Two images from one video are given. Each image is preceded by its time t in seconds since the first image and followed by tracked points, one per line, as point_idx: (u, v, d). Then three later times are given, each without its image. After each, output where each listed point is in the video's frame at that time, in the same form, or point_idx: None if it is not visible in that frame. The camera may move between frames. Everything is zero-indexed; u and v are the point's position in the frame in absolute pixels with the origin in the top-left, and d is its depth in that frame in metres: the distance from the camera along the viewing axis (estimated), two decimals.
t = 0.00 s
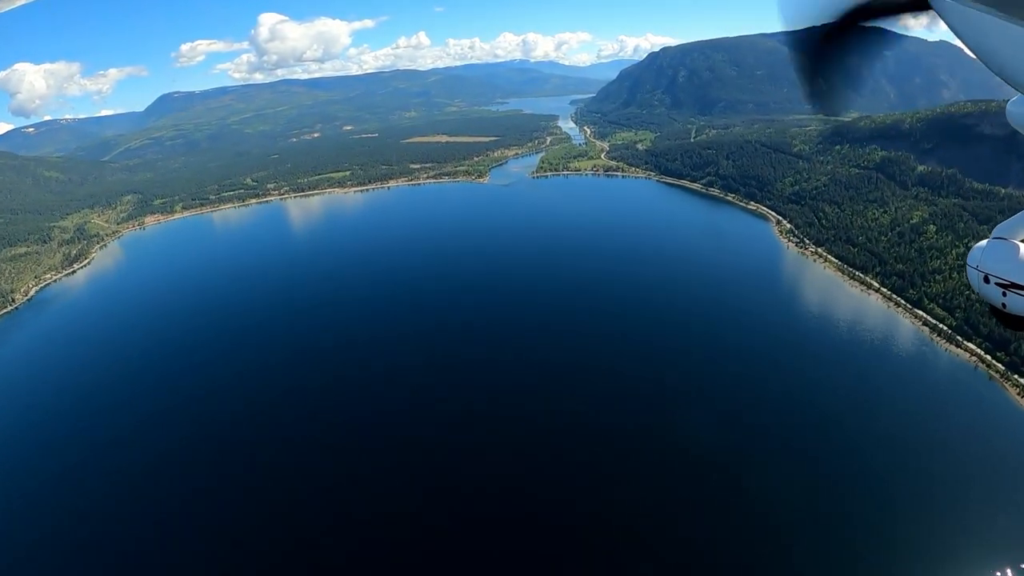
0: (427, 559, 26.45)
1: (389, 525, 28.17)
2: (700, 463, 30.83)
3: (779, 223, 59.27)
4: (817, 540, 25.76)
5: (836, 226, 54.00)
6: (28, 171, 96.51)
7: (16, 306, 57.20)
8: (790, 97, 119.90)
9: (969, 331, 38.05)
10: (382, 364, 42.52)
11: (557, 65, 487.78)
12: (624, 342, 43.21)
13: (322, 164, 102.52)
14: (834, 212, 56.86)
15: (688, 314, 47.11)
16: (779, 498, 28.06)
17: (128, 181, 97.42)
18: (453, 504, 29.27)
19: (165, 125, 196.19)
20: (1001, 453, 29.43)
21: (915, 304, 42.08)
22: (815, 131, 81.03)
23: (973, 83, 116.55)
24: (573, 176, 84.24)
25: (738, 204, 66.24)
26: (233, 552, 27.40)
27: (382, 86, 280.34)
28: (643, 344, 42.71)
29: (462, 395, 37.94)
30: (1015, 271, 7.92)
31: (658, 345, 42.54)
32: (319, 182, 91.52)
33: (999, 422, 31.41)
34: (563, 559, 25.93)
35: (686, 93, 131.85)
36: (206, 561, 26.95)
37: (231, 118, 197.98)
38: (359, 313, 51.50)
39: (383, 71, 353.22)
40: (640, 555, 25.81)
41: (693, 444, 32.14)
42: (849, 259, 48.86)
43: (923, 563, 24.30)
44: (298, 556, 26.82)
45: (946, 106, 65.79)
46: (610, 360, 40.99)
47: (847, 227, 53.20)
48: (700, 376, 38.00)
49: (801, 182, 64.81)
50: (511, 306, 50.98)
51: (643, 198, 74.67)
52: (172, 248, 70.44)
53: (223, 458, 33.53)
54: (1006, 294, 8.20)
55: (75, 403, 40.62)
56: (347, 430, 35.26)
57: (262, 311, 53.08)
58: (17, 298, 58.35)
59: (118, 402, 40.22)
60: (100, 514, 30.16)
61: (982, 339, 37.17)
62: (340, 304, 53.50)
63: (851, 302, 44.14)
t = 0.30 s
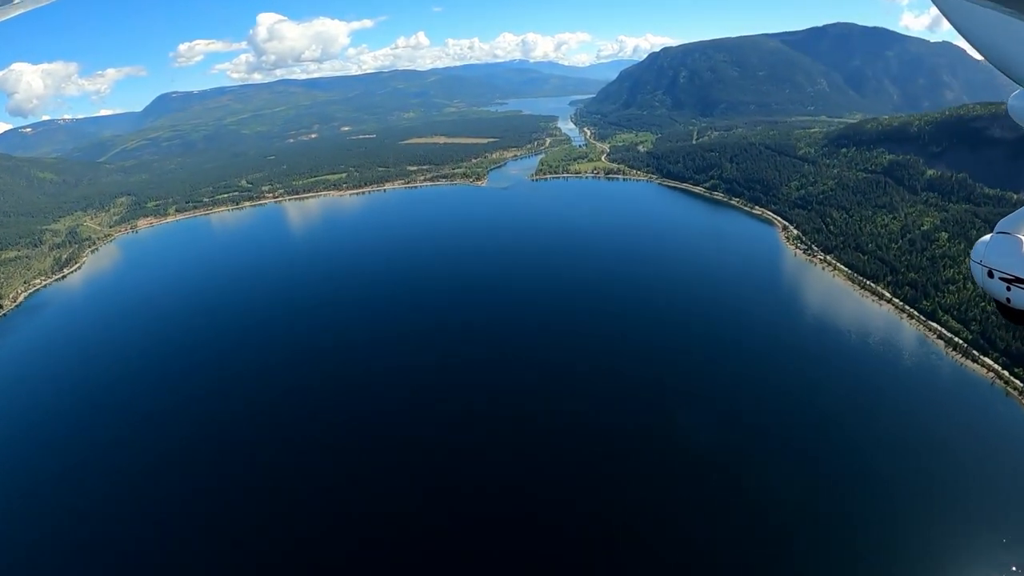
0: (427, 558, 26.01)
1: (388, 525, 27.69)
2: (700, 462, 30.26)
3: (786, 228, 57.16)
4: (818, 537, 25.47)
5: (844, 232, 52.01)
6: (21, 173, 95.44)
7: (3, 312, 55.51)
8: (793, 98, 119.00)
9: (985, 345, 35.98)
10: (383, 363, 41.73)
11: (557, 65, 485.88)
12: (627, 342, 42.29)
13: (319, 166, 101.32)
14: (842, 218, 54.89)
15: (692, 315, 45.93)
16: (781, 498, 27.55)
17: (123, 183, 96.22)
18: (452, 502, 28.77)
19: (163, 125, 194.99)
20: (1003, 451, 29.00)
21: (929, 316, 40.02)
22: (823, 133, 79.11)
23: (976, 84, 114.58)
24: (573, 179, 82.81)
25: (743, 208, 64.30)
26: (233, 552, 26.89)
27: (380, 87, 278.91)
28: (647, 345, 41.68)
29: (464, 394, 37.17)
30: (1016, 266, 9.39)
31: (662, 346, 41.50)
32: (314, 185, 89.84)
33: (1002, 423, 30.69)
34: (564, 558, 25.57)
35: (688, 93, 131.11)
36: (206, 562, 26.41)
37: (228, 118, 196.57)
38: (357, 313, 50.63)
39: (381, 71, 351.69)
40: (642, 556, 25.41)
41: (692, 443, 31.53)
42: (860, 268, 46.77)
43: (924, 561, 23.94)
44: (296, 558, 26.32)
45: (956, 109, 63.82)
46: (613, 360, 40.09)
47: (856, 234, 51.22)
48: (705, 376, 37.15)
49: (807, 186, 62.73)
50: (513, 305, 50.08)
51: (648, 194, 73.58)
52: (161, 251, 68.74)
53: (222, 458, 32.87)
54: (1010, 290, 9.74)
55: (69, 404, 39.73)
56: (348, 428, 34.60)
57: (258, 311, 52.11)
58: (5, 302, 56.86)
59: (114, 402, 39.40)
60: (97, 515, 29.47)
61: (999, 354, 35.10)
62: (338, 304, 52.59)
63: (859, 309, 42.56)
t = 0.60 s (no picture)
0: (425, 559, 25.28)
1: (385, 525, 26.94)
2: (700, 463, 29.42)
3: (792, 234, 54.92)
4: (817, 535, 24.74)
5: (854, 239, 49.86)
6: (16, 175, 94.36)
7: None
8: (796, 99, 118.13)
9: (1003, 360, 33.47)
10: (384, 364, 40.84)
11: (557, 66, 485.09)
12: (632, 343, 41.30)
13: (318, 168, 100.16)
14: (850, 223, 52.93)
15: (698, 318, 44.76)
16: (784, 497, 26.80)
17: (118, 185, 95.20)
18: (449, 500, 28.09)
19: (161, 125, 193.73)
20: (1003, 448, 28.31)
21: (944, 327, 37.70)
22: (829, 135, 77.53)
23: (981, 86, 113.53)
24: (574, 182, 81.24)
25: (747, 212, 62.44)
26: (232, 553, 26.12)
27: (380, 87, 277.92)
28: (654, 348, 40.55)
29: (467, 395, 36.29)
30: (1015, 263, 8.09)
31: (670, 347, 40.42)
32: (310, 188, 88.31)
33: (1007, 424, 29.81)
34: (565, 559, 24.81)
35: (689, 93, 130.12)
36: (204, 564, 25.59)
37: (227, 118, 195.32)
38: (357, 313, 49.66)
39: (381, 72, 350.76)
40: (643, 556, 24.65)
41: (692, 443, 30.76)
42: (871, 276, 44.55)
43: (929, 559, 23.27)
44: (295, 559, 25.54)
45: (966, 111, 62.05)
46: (619, 361, 39.11)
47: (866, 241, 49.08)
48: (710, 377, 36.24)
49: (813, 191, 60.87)
50: (515, 306, 49.09)
51: (651, 195, 72.51)
52: (150, 254, 67.09)
53: (221, 459, 31.99)
54: (1009, 286, 8.38)
55: (61, 406, 38.70)
56: (348, 428, 33.76)
57: (255, 313, 51.09)
58: None
59: (108, 404, 38.39)
60: (91, 519, 28.53)
61: (1017, 369, 32.64)
62: (336, 305, 51.61)
63: (865, 313, 41.17)
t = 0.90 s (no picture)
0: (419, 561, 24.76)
1: (383, 529, 26.28)
2: (697, 463, 29.01)
3: (800, 240, 53.18)
4: (816, 536, 24.42)
5: (863, 245, 48.04)
6: (10, 176, 93.36)
7: None
8: (798, 100, 117.36)
9: None
10: (384, 364, 40.09)
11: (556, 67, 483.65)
12: (636, 346, 40.33)
13: (315, 170, 98.90)
14: (859, 228, 51.11)
15: (702, 320, 43.63)
16: (785, 500, 26.27)
17: (113, 187, 94.24)
18: (447, 497, 27.80)
19: (157, 126, 192.31)
20: (999, 452, 28.01)
21: (959, 341, 35.86)
22: (835, 137, 75.91)
23: (984, 86, 112.88)
24: (573, 184, 80.07)
25: (752, 216, 60.69)
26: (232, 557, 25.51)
27: (379, 87, 276.83)
28: (657, 351, 39.47)
29: (468, 395, 35.66)
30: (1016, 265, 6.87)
31: (674, 351, 39.41)
32: (306, 191, 86.76)
33: (1011, 425, 29.44)
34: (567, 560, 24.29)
35: (691, 93, 129.12)
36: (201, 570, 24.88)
37: (225, 119, 194.11)
38: (355, 315, 48.74)
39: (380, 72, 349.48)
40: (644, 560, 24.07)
41: (689, 443, 30.31)
42: (882, 285, 42.62)
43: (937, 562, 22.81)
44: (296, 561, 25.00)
45: (976, 112, 60.17)
46: (623, 364, 38.16)
47: (876, 247, 47.21)
48: (712, 378, 35.56)
49: (821, 195, 59.07)
50: (515, 309, 48.10)
51: (654, 199, 71.23)
52: (140, 258, 65.44)
53: (218, 462, 31.32)
54: (1009, 289, 7.14)
55: (49, 413, 37.58)
56: (347, 428, 33.28)
57: (249, 316, 49.89)
58: None
59: (98, 409, 37.42)
60: (81, 527, 27.69)
61: None
62: (332, 307, 50.66)
63: (868, 315, 40.40)
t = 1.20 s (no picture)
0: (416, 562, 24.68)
1: (383, 532, 26.06)
2: (698, 463, 28.85)
3: (807, 245, 51.57)
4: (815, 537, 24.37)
5: (873, 251, 46.32)
6: (4, 179, 92.36)
7: None
8: (801, 100, 116.43)
9: None
10: (385, 364, 39.69)
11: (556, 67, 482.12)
12: (638, 347, 39.81)
13: (312, 172, 97.85)
14: (868, 233, 49.35)
15: (704, 321, 42.94)
16: (784, 502, 26.13)
17: (109, 189, 93.27)
18: (448, 497, 27.69)
19: (155, 126, 191.03)
20: (1000, 453, 27.84)
21: (975, 354, 34.25)
22: (842, 138, 74.36)
23: (989, 86, 111.95)
24: (574, 186, 78.75)
25: (758, 221, 59.13)
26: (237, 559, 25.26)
27: (378, 87, 275.51)
28: (659, 352, 38.82)
29: (470, 394, 35.38)
30: (1013, 267, 8.85)
31: (678, 351, 38.74)
32: (302, 194, 85.26)
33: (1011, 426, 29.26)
34: (565, 563, 24.10)
35: (692, 93, 128.07)
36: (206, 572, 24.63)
37: (221, 120, 192.64)
38: (355, 314, 48.26)
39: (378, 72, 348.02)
40: (642, 562, 23.99)
41: (690, 443, 30.12)
42: (894, 294, 40.98)
43: (935, 563, 22.76)
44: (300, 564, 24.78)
45: (986, 113, 58.81)
46: (626, 365, 37.65)
47: (887, 254, 45.49)
48: (713, 378, 35.23)
49: (828, 198, 57.30)
50: (515, 309, 47.38)
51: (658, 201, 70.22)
52: (134, 260, 64.35)
53: (220, 462, 31.04)
54: (1006, 291, 9.12)
55: (41, 415, 36.83)
56: (349, 427, 33.07)
57: (242, 318, 48.82)
58: None
59: (95, 410, 36.90)
60: (83, 527, 27.40)
61: None
62: (329, 308, 49.80)
63: (870, 316, 39.98)
